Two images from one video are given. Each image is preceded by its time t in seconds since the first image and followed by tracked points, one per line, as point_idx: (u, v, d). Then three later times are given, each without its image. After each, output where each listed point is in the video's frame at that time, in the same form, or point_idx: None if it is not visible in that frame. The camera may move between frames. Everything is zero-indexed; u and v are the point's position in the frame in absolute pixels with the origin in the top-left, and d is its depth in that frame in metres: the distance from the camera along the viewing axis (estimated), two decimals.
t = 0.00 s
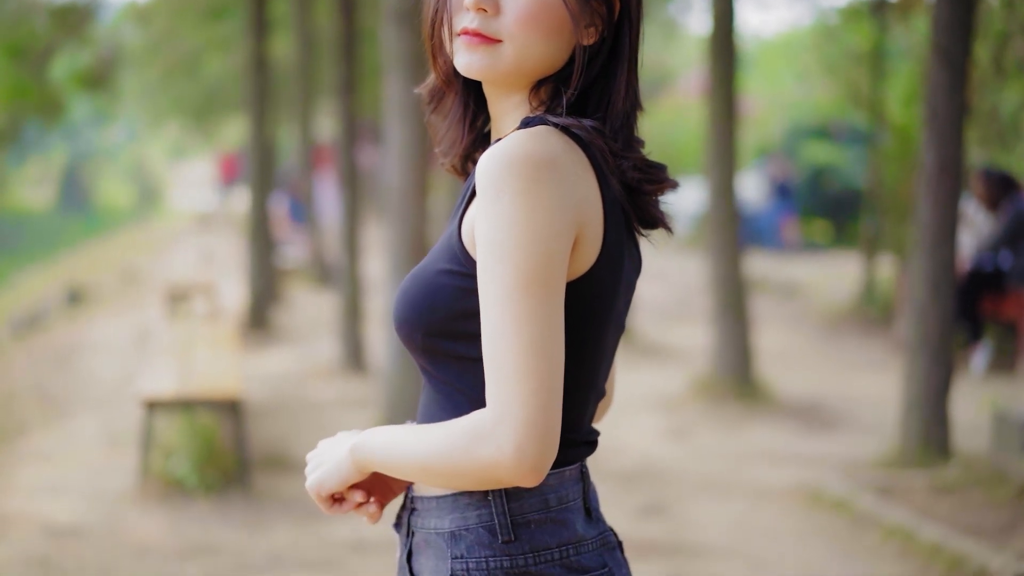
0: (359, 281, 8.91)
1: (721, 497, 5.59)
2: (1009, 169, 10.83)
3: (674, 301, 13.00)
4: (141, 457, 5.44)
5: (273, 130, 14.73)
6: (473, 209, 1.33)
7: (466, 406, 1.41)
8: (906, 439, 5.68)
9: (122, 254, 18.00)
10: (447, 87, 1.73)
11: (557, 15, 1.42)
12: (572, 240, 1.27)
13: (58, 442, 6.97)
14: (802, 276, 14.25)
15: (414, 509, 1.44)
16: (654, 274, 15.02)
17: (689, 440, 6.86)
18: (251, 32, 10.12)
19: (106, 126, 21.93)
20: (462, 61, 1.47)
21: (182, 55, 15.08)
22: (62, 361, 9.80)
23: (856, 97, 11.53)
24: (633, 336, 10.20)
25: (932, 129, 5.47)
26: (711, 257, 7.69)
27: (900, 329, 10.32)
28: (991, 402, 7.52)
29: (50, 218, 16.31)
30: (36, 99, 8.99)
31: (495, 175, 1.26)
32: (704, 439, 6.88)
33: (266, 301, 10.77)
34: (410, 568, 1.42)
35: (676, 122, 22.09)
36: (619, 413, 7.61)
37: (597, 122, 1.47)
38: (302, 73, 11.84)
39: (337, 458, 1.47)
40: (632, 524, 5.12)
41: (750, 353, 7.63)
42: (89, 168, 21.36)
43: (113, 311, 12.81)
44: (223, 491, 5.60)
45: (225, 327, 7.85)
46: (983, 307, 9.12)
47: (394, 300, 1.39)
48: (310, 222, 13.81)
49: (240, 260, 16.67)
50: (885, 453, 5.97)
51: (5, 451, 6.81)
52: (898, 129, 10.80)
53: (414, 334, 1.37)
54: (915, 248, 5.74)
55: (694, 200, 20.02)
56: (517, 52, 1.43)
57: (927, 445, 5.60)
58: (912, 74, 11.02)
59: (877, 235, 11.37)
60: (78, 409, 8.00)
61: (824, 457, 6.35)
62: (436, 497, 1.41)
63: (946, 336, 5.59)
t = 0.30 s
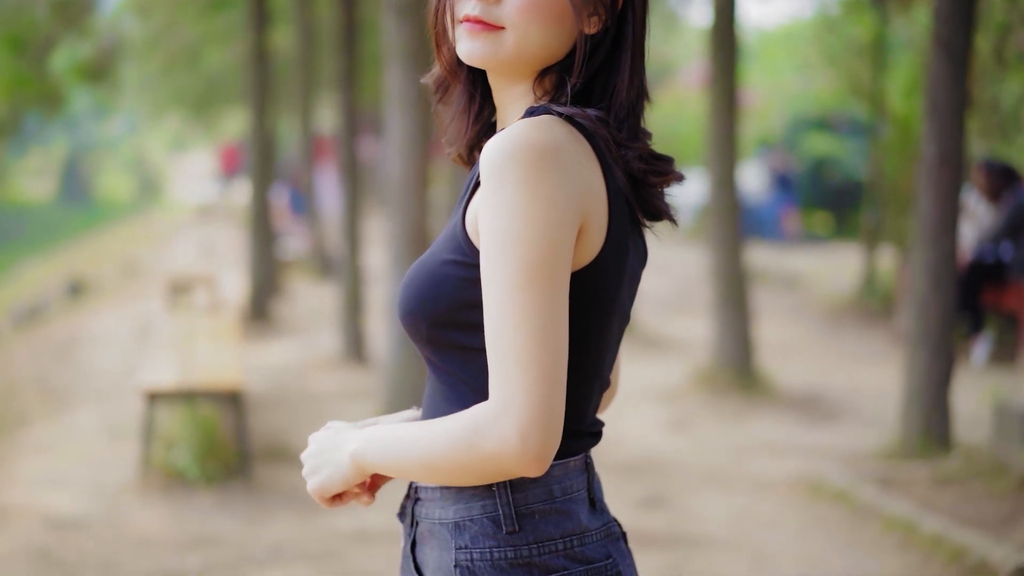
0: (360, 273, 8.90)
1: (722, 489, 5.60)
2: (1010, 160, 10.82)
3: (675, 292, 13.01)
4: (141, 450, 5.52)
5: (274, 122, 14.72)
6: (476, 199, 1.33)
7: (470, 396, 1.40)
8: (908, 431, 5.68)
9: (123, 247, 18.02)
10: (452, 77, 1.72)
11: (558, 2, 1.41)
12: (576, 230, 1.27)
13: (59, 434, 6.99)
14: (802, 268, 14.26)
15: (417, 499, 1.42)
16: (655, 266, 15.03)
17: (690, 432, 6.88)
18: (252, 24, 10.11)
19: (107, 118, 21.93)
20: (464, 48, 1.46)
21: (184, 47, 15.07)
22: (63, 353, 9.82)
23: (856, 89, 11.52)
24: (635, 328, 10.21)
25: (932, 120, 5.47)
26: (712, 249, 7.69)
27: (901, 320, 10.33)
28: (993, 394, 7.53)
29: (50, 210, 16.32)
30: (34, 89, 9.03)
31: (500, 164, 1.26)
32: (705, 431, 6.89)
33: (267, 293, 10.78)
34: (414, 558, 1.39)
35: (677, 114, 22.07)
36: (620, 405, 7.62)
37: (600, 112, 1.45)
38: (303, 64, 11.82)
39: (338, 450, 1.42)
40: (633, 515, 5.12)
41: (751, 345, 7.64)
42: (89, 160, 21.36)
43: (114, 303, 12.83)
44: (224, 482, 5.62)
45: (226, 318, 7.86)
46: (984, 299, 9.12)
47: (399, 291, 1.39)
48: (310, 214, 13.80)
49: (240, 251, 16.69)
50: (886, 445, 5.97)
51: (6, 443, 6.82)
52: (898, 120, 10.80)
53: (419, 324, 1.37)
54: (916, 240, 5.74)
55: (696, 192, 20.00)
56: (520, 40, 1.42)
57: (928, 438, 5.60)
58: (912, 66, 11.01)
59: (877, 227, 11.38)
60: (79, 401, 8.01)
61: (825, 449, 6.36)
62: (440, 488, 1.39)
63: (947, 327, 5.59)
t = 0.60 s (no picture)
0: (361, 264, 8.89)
1: (723, 479, 5.61)
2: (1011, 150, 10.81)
3: (676, 283, 13.01)
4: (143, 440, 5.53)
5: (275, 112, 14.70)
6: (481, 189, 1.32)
7: (476, 387, 1.40)
8: (909, 421, 5.69)
9: (123, 237, 18.01)
10: (456, 67, 1.71)
11: None
12: (580, 222, 1.26)
13: (60, 424, 7.00)
14: (803, 259, 14.25)
15: (421, 488, 1.42)
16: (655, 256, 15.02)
17: (691, 422, 6.88)
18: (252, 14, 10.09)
19: (106, 109, 21.90)
20: (466, 36, 1.45)
21: (183, 38, 15.05)
22: (63, 344, 9.82)
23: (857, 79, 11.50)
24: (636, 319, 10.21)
25: (934, 110, 5.46)
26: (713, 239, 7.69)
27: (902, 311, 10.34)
28: (994, 384, 7.54)
29: (51, 201, 16.32)
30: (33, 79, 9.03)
31: (504, 157, 1.25)
32: (706, 421, 6.90)
33: (267, 283, 10.77)
34: (417, 546, 1.39)
35: (678, 105, 22.04)
36: (621, 395, 7.62)
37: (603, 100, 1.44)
38: (304, 55, 11.79)
39: (329, 449, 1.39)
40: (634, 506, 5.13)
41: (752, 335, 7.64)
42: (89, 151, 21.33)
43: (114, 293, 12.82)
44: (224, 473, 5.61)
45: (226, 309, 7.86)
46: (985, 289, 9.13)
47: (404, 280, 1.39)
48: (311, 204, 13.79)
49: (240, 242, 16.69)
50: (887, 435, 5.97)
51: (8, 434, 6.83)
52: (899, 111, 10.80)
53: (423, 313, 1.37)
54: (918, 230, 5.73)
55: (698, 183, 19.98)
56: (521, 27, 1.41)
57: (928, 429, 5.61)
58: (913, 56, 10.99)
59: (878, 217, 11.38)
60: (80, 391, 8.01)
61: (826, 439, 6.36)
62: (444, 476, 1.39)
63: (948, 317, 5.59)
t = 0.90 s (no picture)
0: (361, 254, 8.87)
1: (724, 469, 5.60)
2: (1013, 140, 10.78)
3: (677, 273, 13.00)
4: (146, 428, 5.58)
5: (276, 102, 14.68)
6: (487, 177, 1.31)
7: (480, 376, 1.39)
8: (910, 412, 5.68)
9: (123, 227, 17.99)
10: (463, 56, 1.71)
11: None
12: (584, 210, 1.25)
13: (60, 414, 7.00)
14: (804, 249, 14.24)
15: (423, 477, 1.41)
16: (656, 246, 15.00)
17: (692, 412, 6.88)
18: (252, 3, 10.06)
19: (107, 99, 21.87)
20: (469, 25, 1.43)
21: (183, 28, 15.02)
22: (63, 334, 9.81)
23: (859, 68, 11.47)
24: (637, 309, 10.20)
25: (936, 99, 5.45)
26: (714, 229, 7.67)
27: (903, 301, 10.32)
28: (995, 374, 7.54)
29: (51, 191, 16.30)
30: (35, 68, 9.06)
31: (507, 143, 1.24)
32: (707, 411, 6.89)
33: (267, 273, 10.76)
34: (419, 535, 1.38)
35: (679, 94, 22.01)
36: (622, 385, 7.62)
37: (609, 87, 1.42)
38: (305, 46, 11.78)
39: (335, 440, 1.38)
40: (636, 496, 5.13)
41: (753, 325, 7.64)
42: (88, 141, 21.30)
43: (114, 283, 12.82)
44: (224, 463, 5.60)
45: (226, 299, 7.86)
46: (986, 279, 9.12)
47: (409, 268, 1.38)
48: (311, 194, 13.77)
49: (241, 232, 16.67)
50: (888, 425, 5.97)
51: (9, 424, 6.83)
52: (901, 100, 10.77)
53: (428, 301, 1.36)
54: (920, 220, 5.72)
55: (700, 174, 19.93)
56: (523, 15, 1.39)
57: (930, 419, 5.60)
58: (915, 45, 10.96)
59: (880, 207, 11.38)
60: (81, 382, 8.01)
61: (827, 429, 6.36)
62: (446, 465, 1.38)
63: (950, 306, 5.58)
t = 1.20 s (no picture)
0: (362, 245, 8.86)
1: (724, 461, 5.61)
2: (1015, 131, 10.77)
3: (678, 264, 13.01)
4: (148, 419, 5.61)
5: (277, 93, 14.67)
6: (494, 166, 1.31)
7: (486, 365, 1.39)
8: (911, 403, 5.68)
9: (124, 218, 18.01)
10: (471, 49, 1.71)
11: None
12: (590, 202, 1.24)
13: (62, 405, 7.02)
14: (805, 240, 14.24)
15: (427, 466, 1.41)
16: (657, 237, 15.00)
17: (693, 403, 6.89)
18: None
19: (108, 90, 21.87)
20: (474, 17, 1.43)
21: (183, 19, 15.01)
22: (64, 326, 9.83)
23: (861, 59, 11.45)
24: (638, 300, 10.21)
25: (937, 90, 5.45)
26: (716, 220, 7.67)
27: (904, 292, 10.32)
28: (997, 365, 7.54)
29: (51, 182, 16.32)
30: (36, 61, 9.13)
31: (517, 133, 1.23)
32: (708, 403, 6.90)
33: (267, 265, 10.76)
34: (421, 524, 1.38)
35: (681, 85, 21.98)
36: (623, 377, 7.63)
37: (616, 76, 1.41)
38: (306, 37, 11.78)
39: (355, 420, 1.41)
40: (637, 487, 5.14)
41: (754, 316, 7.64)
42: (89, 133, 21.30)
43: (115, 274, 12.83)
44: (224, 454, 5.61)
45: (227, 290, 7.87)
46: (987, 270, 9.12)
47: (416, 257, 1.38)
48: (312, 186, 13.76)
49: (242, 223, 16.68)
50: (889, 416, 5.97)
51: (11, 415, 6.85)
52: (903, 92, 10.75)
53: (435, 290, 1.36)
54: (921, 212, 5.72)
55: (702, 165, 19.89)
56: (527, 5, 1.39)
57: (931, 410, 5.61)
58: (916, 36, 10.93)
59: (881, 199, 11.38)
60: (82, 372, 8.03)
61: (829, 420, 6.36)
62: (450, 455, 1.38)
63: (951, 298, 5.58)
